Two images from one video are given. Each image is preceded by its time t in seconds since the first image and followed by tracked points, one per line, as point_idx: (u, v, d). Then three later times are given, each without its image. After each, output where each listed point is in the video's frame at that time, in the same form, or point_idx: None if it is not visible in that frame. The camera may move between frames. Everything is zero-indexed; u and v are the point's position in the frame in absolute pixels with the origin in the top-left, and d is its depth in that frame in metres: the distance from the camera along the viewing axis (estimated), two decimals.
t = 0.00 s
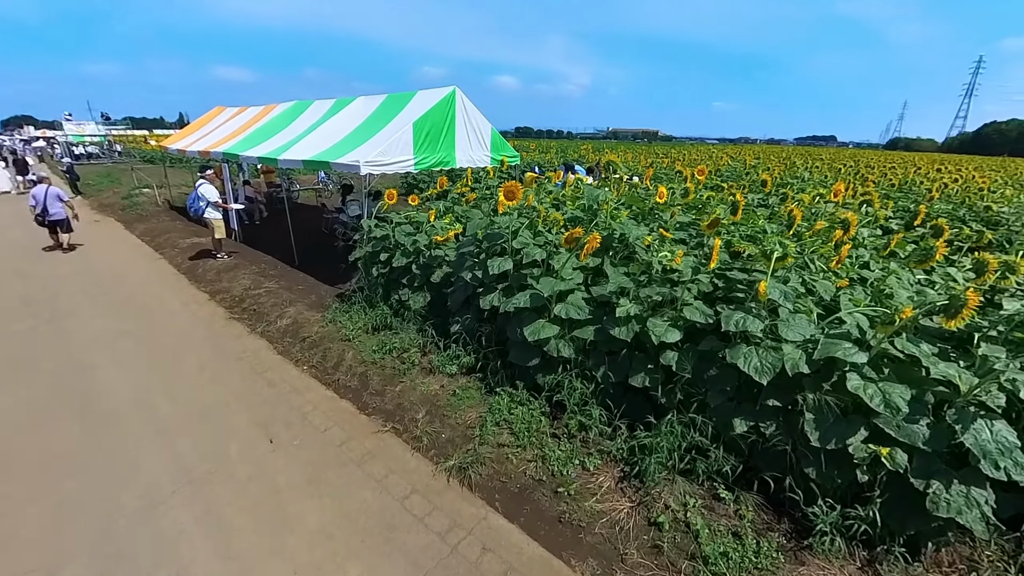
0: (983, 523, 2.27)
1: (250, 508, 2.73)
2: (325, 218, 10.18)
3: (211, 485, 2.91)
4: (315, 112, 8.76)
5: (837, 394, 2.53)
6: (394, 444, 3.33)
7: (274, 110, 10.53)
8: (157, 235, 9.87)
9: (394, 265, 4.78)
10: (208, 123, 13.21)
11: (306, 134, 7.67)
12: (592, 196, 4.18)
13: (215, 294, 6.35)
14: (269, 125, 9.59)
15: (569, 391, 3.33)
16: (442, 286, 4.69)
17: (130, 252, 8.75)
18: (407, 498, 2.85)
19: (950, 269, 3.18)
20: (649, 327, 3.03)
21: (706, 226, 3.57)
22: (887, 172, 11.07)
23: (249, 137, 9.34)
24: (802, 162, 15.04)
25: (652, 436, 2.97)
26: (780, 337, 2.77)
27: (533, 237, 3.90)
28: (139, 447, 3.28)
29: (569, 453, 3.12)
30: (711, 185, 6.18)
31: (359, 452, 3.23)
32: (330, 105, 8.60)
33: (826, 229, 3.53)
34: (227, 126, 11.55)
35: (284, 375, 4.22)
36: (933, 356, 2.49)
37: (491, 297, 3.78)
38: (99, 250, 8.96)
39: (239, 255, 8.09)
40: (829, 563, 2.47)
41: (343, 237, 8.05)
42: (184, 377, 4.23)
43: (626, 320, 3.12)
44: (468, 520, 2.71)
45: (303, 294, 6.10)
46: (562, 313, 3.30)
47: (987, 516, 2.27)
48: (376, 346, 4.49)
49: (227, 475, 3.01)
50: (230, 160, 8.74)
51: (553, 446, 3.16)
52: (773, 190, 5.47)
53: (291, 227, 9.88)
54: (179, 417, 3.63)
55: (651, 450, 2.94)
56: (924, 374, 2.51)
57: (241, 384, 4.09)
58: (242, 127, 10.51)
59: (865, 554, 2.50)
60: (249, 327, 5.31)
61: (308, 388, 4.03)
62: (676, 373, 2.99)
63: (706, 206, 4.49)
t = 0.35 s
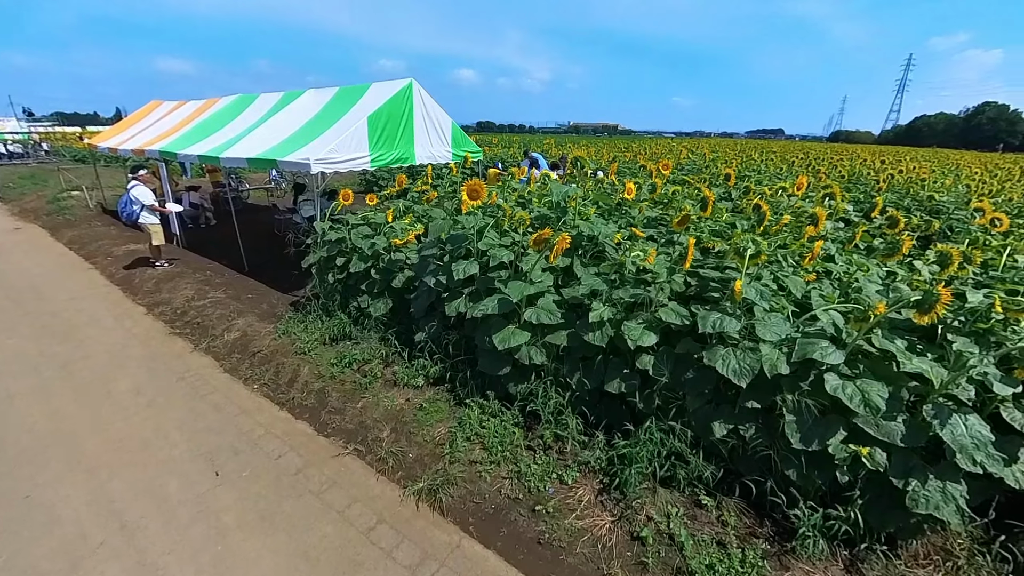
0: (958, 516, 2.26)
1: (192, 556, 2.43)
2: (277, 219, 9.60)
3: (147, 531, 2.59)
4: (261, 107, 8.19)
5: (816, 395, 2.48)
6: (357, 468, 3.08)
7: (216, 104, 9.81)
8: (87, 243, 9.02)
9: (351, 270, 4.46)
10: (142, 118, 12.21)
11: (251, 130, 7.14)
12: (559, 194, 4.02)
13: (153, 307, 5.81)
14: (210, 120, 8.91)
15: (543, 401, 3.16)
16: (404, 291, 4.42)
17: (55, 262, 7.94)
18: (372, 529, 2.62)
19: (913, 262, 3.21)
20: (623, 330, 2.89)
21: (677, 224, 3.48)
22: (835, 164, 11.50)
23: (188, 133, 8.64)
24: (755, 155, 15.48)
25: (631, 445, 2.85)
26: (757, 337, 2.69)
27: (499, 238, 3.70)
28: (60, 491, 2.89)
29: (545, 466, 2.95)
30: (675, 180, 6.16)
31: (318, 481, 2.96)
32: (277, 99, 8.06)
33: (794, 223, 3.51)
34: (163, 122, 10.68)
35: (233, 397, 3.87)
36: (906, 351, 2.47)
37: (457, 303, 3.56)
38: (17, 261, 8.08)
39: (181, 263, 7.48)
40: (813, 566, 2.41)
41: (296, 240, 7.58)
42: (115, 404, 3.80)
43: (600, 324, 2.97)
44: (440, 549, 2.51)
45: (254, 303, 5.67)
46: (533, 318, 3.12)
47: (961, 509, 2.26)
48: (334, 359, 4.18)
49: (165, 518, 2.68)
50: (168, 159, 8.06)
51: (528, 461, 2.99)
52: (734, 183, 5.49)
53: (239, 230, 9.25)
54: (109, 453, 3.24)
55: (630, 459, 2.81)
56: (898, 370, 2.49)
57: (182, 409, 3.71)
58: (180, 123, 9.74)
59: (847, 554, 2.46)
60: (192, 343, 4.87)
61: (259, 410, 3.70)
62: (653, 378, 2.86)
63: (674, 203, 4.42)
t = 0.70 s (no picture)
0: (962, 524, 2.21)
1: None
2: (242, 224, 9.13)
3: None
4: (222, 106, 7.74)
5: (818, 405, 2.38)
6: (334, 499, 2.85)
7: (173, 103, 9.25)
8: (32, 253, 8.37)
9: (322, 279, 4.18)
10: (92, 118, 11.45)
11: (211, 131, 6.73)
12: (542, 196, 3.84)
13: (106, 323, 5.38)
14: (166, 120, 8.39)
15: (532, 417, 2.98)
16: (380, 301, 4.17)
17: None
18: (352, 567, 2.40)
19: (904, 263, 3.15)
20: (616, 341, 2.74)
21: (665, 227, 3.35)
22: (806, 162, 11.72)
23: (142, 135, 8.12)
24: (728, 154, 15.69)
25: (627, 461, 2.70)
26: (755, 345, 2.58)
27: (480, 244, 3.50)
28: None
29: (537, 487, 2.78)
30: (656, 180, 6.08)
31: (290, 516, 2.73)
32: (239, 97, 7.63)
33: (782, 225, 3.43)
34: (115, 122, 10.03)
35: (195, 423, 3.57)
36: (906, 357, 2.39)
37: (437, 314, 3.34)
38: None
39: (138, 273, 7.00)
40: None
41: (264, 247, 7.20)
42: (60, 435, 3.45)
43: (590, 335, 2.81)
44: None
45: (218, 316, 5.31)
46: (520, 330, 2.93)
47: (965, 516, 2.21)
48: (306, 376, 3.91)
49: (117, 567, 2.41)
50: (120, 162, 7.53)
51: (518, 482, 2.81)
52: (716, 183, 5.44)
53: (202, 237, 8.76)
54: (52, 493, 2.91)
55: (626, 477, 2.66)
56: (898, 376, 2.42)
57: (137, 439, 3.39)
58: (135, 123, 9.16)
59: (851, 567, 2.38)
60: (150, 362, 4.51)
61: (224, 436, 3.42)
62: (648, 391, 2.72)
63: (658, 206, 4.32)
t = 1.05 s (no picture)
0: (999, 550, 2.04)
1: None
2: (229, 229, 8.87)
3: None
4: (208, 108, 7.50)
5: (842, 423, 2.22)
6: (323, 528, 2.65)
7: (157, 105, 8.99)
8: (9, 260, 8.06)
9: (310, 288, 3.97)
10: (74, 121, 11.12)
11: (195, 133, 6.49)
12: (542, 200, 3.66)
13: (83, 335, 5.13)
14: (150, 123, 8.13)
15: (535, 435, 2.80)
16: (371, 310, 3.97)
17: None
18: None
19: (925, 271, 3.02)
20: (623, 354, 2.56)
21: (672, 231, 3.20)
22: (801, 163, 11.65)
23: (124, 138, 7.85)
24: (722, 155, 15.64)
25: (637, 483, 2.52)
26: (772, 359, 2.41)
27: (477, 250, 3.31)
28: None
29: (541, 511, 2.60)
30: (655, 182, 5.92)
31: (275, 548, 2.52)
32: (225, 99, 7.40)
33: (793, 229, 3.28)
34: (97, 125, 9.73)
35: (174, 445, 3.35)
36: (935, 371, 2.24)
37: (432, 325, 3.15)
38: None
39: (120, 281, 6.74)
40: None
41: (251, 254, 6.96)
42: (28, 458, 3.22)
43: (596, 348, 2.63)
44: None
45: (201, 326, 5.08)
46: (521, 343, 2.75)
47: (1001, 541, 2.05)
48: (293, 391, 3.70)
49: None
50: (101, 166, 7.26)
51: (521, 507, 2.62)
52: (718, 185, 5.29)
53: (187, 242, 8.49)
54: (14, 525, 2.69)
55: (636, 500, 2.48)
56: (926, 391, 2.26)
57: (112, 463, 3.17)
58: (117, 126, 8.88)
59: None
60: (128, 377, 4.28)
61: (206, 459, 3.21)
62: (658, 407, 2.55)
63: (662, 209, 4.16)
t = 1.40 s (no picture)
0: None
1: None
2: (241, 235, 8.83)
3: None
4: (219, 113, 7.46)
5: (894, 460, 2.02)
6: (328, 558, 2.51)
7: (170, 110, 8.99)
8: (23, 265, 8.08)
9: (318, 299, 3.83)
10: (90, 126, 11.21)
11: (206, 139, 6.43)
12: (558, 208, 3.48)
13: (91, 343, 5.07)
14: (163, 128, 8.12)
15: (553, 462, 2.62)
16: (381, 323, 3.82)
17: None
18: None
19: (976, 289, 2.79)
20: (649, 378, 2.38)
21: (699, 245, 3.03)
22: (821, 169, 11.34)
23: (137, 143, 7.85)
24: (737, 160, 15.36)
25: (664, 518, 2.33)
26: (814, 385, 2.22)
27: (492, 261, 3.14)
28: None
29: (559, 546, 2.42)
30: (673, 189, 5.73)
31: None
32: (237, 104, 7.35)
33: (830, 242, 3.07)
34: (111, 130, 9.77)
35: (177, 462, 3.24)
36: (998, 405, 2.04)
37: (444, 341, 2.99)
38: None
39: (130, 287, 6.70)
40: None
41: (262, 261, 6.89)
42: (28, 475, 3.12)
43: (620, 369, 2.45)
44: None
45: (209, 335, 4.99)
46: (539, 363, 2.57)
47: None
48: (300, 406, 3.56)
49: None
50: (114, 171, 7.25)
51: (538, 540, 2.44)
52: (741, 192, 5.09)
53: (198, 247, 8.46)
54: (9, 549, 2.58)
55: (664, 538, 2.29)
56: (986, 425, 2.07)
57: (113, 482, 3.06)
58: (131, 131, 8.90)
59: None
60: (134, 388, 4.19)
61: (209, 478, 3.08)
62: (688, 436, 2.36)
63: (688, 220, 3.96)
